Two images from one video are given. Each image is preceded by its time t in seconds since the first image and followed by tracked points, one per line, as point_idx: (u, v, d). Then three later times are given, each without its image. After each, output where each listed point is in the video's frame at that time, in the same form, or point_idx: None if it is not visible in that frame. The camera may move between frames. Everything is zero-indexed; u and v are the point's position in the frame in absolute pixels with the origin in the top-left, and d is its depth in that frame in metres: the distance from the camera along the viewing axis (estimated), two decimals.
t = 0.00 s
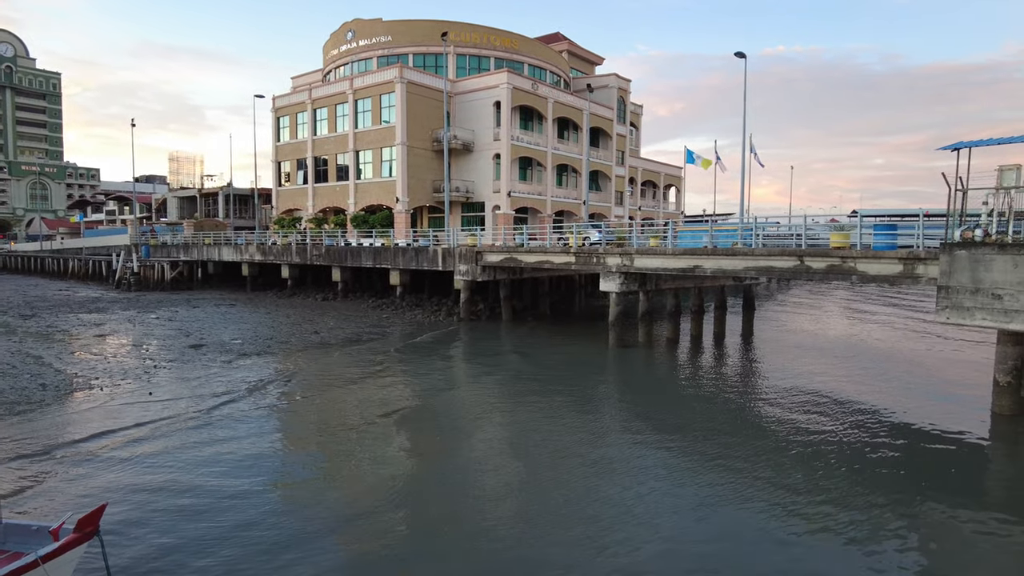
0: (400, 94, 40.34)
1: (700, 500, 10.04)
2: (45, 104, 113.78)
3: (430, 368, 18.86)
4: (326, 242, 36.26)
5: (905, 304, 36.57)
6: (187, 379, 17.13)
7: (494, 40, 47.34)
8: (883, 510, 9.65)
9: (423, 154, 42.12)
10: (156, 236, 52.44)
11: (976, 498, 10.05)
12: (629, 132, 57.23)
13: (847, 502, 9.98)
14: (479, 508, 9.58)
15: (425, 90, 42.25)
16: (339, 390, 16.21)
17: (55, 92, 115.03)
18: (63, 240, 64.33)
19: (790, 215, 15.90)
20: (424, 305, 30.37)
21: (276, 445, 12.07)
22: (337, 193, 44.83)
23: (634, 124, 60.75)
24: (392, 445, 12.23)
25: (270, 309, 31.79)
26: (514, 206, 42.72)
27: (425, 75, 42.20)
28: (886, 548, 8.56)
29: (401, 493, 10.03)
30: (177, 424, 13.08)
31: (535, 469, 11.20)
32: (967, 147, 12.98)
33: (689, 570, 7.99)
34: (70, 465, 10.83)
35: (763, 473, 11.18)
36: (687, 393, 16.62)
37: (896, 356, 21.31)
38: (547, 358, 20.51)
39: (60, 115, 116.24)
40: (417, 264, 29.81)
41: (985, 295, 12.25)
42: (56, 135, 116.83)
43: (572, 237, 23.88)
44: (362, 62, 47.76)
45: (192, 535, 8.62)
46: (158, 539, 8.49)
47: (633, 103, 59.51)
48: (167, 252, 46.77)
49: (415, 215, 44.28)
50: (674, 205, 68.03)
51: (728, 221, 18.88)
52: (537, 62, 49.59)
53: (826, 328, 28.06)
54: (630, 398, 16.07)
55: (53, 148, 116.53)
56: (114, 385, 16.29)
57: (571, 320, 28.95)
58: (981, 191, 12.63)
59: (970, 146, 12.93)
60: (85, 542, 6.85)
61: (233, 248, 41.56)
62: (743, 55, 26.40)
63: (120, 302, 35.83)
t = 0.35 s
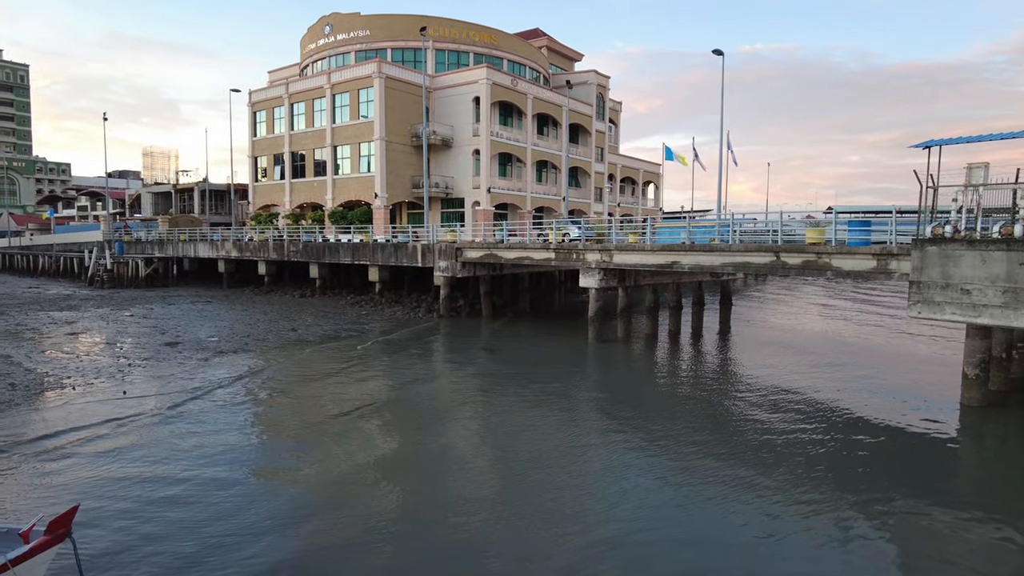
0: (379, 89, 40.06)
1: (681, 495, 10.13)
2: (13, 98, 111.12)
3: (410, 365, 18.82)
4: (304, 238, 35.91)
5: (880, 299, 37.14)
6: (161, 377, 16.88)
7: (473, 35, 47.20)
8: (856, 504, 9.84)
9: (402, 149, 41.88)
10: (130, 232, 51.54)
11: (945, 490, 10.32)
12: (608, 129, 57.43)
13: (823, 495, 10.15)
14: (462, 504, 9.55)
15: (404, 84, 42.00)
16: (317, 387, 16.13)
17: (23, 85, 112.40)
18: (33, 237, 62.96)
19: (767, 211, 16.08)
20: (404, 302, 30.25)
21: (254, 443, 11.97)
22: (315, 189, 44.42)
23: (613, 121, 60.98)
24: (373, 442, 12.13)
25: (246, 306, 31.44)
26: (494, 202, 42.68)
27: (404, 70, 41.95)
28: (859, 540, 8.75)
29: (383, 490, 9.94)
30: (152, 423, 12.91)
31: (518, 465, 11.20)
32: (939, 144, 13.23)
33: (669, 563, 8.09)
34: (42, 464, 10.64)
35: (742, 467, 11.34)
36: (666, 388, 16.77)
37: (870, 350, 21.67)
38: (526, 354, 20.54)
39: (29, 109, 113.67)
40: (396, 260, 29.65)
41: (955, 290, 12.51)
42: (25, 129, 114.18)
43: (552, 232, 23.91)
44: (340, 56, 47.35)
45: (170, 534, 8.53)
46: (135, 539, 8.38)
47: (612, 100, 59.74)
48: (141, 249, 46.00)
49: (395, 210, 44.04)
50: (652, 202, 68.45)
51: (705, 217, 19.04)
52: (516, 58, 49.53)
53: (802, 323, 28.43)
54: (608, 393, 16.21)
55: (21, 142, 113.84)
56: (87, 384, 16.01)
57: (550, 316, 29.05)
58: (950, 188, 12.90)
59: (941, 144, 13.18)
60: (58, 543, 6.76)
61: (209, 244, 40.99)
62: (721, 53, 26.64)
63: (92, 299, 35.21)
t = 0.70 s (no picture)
0: (358, 85, 39.75)
1: (664, 491, 10.22)
2: None
3: (390, 363, 18.76)
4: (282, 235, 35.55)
5: (855, 295, 37.73)
6: (137, 376, 16.63)
7: (453, 31, 47.00)
8: (834, 497, 10.02)
9: (381, 145, 41.62)
10: (104, 229, 50.64)
11: (918, 481, 10.55)
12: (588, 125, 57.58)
13: (801, 489, 10.31)
14: (447, 504, 9.52)
15: (384, 80, 41.72)
16: (296, 386, 16.02)
17: None
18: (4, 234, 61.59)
19: (745, 208, 16.24)
20: (384, 299, 30.10)
21: (233, 443, 11.86)
22: (294, 185, 44.00)
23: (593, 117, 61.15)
24: (356, 442, 12.07)
25: (224, 304, 31.08)
26: (474, 198, 42.60)
27: (383, 65, 41.66)
28: (838, 532, 8.92)
29: (366, 491, 9.89)
30: (128, 423, 12.72)
31: (502, 463, 11.19)
32: (912, 143, 13.46)
33: (655, 559, 8.16)
34: (14, 467, 10.43)
35: (722, 462, 11.47)
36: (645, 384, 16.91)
37: (846, 345, 22.00)
38: (508, 351, 20.63)
39: None
40: (376, 257, 29.48)
41: (927, 285, 12.76)
42: None
43: (532, 229, 23.91)
44: (319, 51, 46.90)
45: (152, 537, 8.43)
46: (116, 543, 8.26)
47: (593, 96, 59.87)
48: (117, 246, 45.24)
49: (375, 207, 43.79)
50: (632, 198, 68.81)
51: (685, 215, 19.15)
52: (496, 54, 49.41)
53: (779, 319, 28.78)
54: (588, 389, 16.31)
55: None
56: (60, 384, 15.72)
57: (531, 313, 29.11)
58: (923, 186, 13.12)
59: (914, 142, 13.40)
60: (28, 548, 6.53)
61: (186, 241, 40.42)
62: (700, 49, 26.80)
63: (66, 298, 34.54)
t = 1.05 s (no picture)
0: (339, 82, 39.49)
1: (646, 489, 10.26)
2: None
3: (372, 362, 18.71)
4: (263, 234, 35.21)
5: (833, 292, 38.13)
6: (114, 376, 16.38)
7: (435, 28, 46.85)
8: (813, 493, 10.12)
9: (363, 143, 41.39)
10: (80, 228, 49.78)
11: (895, 477, 10.69)
12: (571, 124, 57.69)
13: (781, 485, 10.41)
14: (429, 504, 9.45)
15: (365, 77, 41.49)
16: (278, 385, 15.92)
17: None
18: None
19: (726, 207, 16.39)
20: (367, 298, 29.95)
21: (214, 443, 11.78)
22: (274, 182, 43.61)
23: (576, 116, 61.29)
24: (335, 442, 11.94)
25: (204, 303, 30.71)
26: (457, 196, 42.51)
27: (364, 62, 41.42)
28: (818, 527, 9.00)
29: (348, 492, 9.77)
30: (105, 424, 12.55)
31: (484, 463, 11.13)
32: (889, 143, 13.66)
33: (639, 555, 8.21)
34: None
35: (703, 459, 11.54)
36: (627, 382, 17.03)
37: (825, 343, 22.27)
38: (490, 350, 20.68)
39: None
40: (358, 255, 29.31)
41: (904, 283, 12.96)
42: None
43: (515, 227, 23.93)
44: (299, 48, 46.51)
45: (129, 540, 8.29)
46: (96, 544, 8.18)
47: (575, 95, 60.03)
48: (93, 244, 44.49)
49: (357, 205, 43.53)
50: (614, 197, 69.06)
51: (667, 213, 19.28)
52: (478, 52, 49.36)
53: (759, 317, 29.04)
54: (571, 387, 16.41)
55: None
56: (36, 385, 15.45)
57: (514, 311, 29.11)
58: (899, 185, 13.35)
59: (890, 142, 13.62)
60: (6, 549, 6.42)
61: (164, 239, 39.87)
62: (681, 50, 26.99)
63: (41, 297, 33.95)
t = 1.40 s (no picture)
0: (319, 80, 39.16)
1: (629, 488, 10.28)
2: None
3: (353, 361, 18.61)
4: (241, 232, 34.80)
5: (811, 291, 38.54)
6: (89, 378, 16.10)
7: (415, 26, 46.63)
8: (794, 490, 10.23)
9: (343, 141, 41.09)
10: (54, 226, 48.84)
11: (870, 472, 10.88)
12: (552, 124, 57.78)
13: (761, 483, 10.51)
14: (412, 503, 9.45)
15: (345, 75, 41.19)
16: (259, 385, 15.77)
17: None
18: None
19: (705, 206, 16.54)
20: (347, 297, 29.73)
21: (192, 443, 11.65)
22: (253, 181, 43.14)
23: (557, 116, 61.39)
24: (314, 446, 11.69)
25: (181, 303, 30.30)
26: (438, 195, 42.37)
27: (344, 60, 41.09)
28: (797, 524, 9.11)
29: (329, 492, 9.72)
30: (79, 424, 12.35)
31: (468, 462, 11.15)
32: (865, 143, 13.86)
33: (619, 552, 8.28)
34: None
35: (686, 459, 11.55)
36: (608, 381, 17.11)
37: (802, 341, 22.51)
38: (472, 348, 20.66)
39: None
40: (338, 254, 29.09)
41: (879, 281, 13.16)
42: None
43: (497, 226, 23.90)
44: (278, 46, 46.02)
45: (107, 543, 8.18)
46: (70, 546, 8.07)
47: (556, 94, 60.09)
48: (67, 243, 43.68)
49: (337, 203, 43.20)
50: (595, 196, 69.30)
51: (647, 212, 19.38)
52: (459, 50, 49.22)
53: (739, 315, 29.26)
54: (553, 385, 16.46)
55: None
56: (8, 387, 15.14)
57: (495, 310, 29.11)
58: (875, 185, 13.56)
59: (866, 142, 13.82)
60: None
61: (140, 238, 39.27)
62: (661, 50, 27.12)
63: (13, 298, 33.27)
